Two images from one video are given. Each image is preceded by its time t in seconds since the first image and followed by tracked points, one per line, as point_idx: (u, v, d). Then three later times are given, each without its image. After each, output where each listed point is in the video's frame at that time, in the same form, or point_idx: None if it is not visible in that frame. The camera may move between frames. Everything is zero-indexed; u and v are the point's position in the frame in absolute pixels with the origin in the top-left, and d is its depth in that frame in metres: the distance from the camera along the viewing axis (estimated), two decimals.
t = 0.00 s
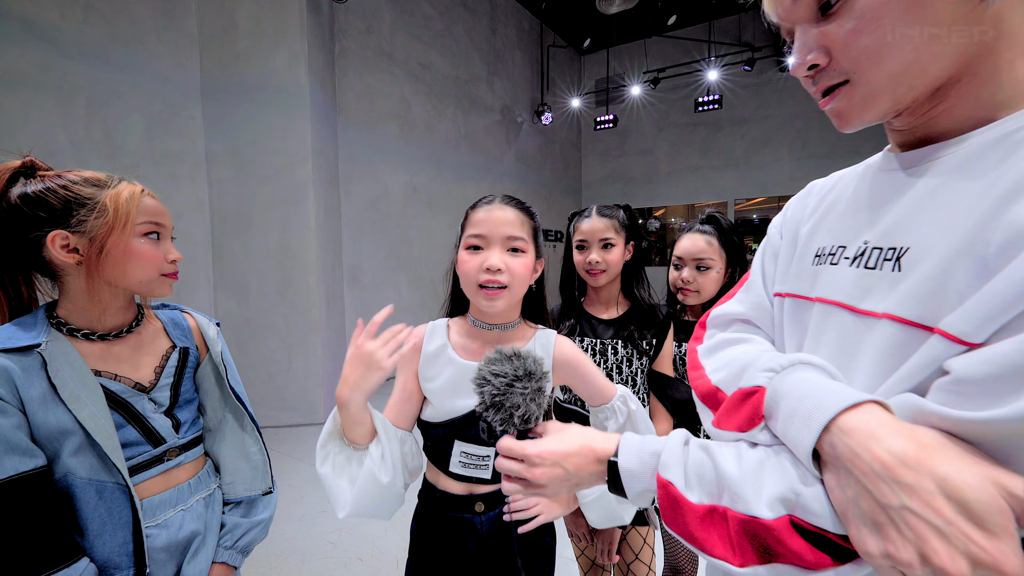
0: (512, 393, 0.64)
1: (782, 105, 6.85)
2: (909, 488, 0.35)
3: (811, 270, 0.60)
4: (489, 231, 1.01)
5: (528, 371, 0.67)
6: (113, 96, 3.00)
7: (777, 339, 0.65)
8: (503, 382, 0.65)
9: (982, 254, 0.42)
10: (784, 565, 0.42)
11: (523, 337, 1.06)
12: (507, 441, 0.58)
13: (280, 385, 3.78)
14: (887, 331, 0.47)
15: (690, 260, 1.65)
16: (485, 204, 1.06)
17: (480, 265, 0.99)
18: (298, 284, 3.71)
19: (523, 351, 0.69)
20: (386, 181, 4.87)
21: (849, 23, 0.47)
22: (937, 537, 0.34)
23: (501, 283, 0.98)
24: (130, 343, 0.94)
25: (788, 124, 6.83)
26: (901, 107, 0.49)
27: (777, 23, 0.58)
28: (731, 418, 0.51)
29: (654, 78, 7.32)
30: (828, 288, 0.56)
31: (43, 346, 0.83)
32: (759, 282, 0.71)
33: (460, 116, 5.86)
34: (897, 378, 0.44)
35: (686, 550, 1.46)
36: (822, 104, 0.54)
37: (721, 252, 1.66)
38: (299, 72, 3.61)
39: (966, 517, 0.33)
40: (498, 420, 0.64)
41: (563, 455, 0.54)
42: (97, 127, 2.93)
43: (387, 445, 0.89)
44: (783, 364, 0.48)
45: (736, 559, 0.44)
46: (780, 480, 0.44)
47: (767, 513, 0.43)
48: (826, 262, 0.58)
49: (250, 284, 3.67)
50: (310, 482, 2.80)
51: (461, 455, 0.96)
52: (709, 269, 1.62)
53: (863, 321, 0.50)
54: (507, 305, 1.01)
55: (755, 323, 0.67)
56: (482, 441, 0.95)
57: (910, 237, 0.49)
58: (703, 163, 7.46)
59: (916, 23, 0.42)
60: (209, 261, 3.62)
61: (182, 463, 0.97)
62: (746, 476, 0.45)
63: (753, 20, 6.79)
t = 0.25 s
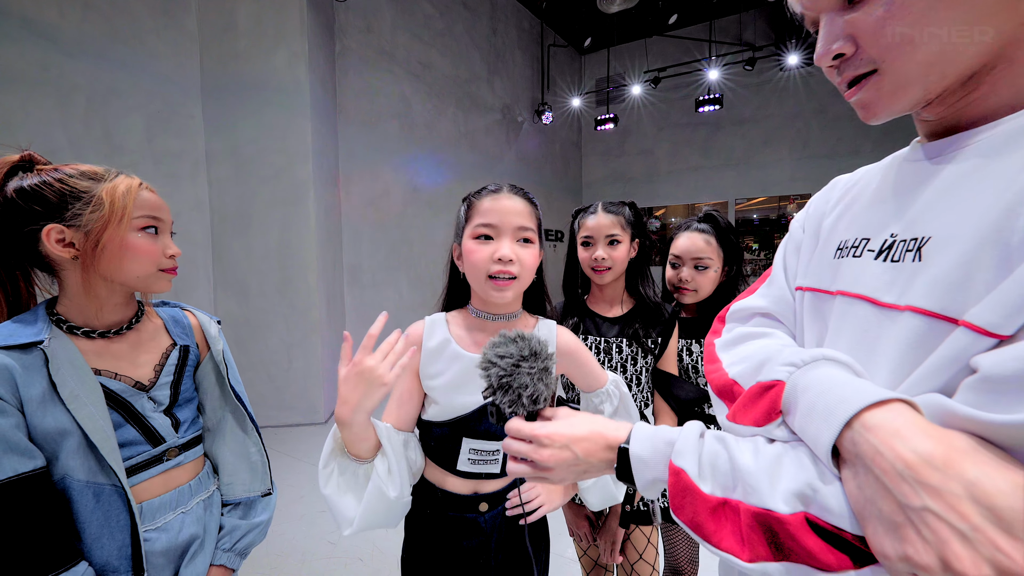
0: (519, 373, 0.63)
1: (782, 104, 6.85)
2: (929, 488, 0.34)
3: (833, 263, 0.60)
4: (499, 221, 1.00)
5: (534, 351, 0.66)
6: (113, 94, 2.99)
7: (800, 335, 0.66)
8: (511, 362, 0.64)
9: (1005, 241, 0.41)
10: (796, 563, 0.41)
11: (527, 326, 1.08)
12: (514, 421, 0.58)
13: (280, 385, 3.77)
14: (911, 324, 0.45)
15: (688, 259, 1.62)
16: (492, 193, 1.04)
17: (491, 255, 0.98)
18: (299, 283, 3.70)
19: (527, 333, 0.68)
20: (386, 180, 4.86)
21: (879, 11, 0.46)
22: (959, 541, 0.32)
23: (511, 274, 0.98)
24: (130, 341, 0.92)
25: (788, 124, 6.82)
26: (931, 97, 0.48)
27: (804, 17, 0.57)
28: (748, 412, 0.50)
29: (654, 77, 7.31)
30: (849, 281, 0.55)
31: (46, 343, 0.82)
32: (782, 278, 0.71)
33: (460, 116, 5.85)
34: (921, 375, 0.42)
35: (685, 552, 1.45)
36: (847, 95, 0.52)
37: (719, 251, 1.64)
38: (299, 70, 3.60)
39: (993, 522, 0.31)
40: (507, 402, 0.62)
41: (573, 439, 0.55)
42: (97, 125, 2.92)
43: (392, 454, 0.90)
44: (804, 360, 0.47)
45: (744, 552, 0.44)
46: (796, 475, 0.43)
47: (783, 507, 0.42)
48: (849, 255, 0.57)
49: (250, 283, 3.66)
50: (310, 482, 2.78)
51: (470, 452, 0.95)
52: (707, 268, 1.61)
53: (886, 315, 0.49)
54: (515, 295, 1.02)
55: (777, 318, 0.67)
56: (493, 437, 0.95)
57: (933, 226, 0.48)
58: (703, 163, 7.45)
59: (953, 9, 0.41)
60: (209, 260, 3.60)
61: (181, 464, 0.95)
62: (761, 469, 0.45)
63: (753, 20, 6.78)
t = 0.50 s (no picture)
0: (526, 355, 0.71)
1: (782, 105, 6.85)
2: (940, 481, 0.32)
3: (846, 259, 0.59)
4: (487, 218, 1.03)
5: (541, 335, 0.74)
6: (112, 93, 2.97)
7: (811, 331, 0.65)
8: (518, 345, 0.71)
9: None
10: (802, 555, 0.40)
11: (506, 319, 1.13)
12: (520, 404, 0.62)
13: (280, 385, 3.75)
14: (928, 319, 0.44)
15: (690, 257, 1.61)
16: (479, 189, 1.06)
17: (479, 252, 1.01)
18: (298, 283, 3.69)
19: (533, 319, 0.77)
20: (386, 180, 4.85)
21: None
22: (969, 534, 0.31)
23: (497, 271, 1.02)
24: (128, 340, 0.91)
25: (789, 124, 6.82)
26: (957, 88, 0.47)
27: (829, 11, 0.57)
28: (757, 402, 0.49)
29: (654, 78, 7.30)
30: (862, 275, 0.54)
31: (47, 341, 0.80)
32: (794, 275, 0.71)
33: (461, 116, 5.84)
34: (935, 368, 0.41)
35: (687, 553, 1.43)
36: (868, 86, 0.52)
37: (720, 249, 1.63)
38: (299, 69, 3.59)
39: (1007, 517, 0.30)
40: (514, 382, 0.69)
41: (579, 422, 0.58)
42: (96, 125, 2.90)
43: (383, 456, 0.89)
44: (815, 352, 0.45)
45: (747, 541, 0.42)
46: (805, 465, 0.41)
47: (790, 496, 0.41)
48: (863, 250, 0.56)
49: (249, 283, 3.64)
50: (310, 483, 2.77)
51: (462, 449, 0.98)
52: (710, 266, 1.60)
53: (900, 310, 0.48)
54: (499, 291, 1.06)
55: (788, 314, 0.67)
56: (480, 430, 0.99)
57: (950, 220, 0.47)
58: (703, 163, 7.45)
59: None
60: (209, 260, 3.59)
61: (179, 464, 0.94)
62: (769, 459, 0.43)
63: (753, 20, 6.78)
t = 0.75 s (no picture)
0: (529, 352, 0.70)
1: (782, 105, 6.85)
2: (952, 473, 0.32)
3: (851, 255, 0.59)
4: (479, 219, 1.03)
5: (542, 333, 0.74)
6: (113, 93, 2.97)
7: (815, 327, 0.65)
8: (520, 343, 0.71)
9: None
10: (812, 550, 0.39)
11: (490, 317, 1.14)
12: (523, 403, 0.62)
13: (280, 385, 3.74)
14: (936, 312, 0.44)
15: (696, 256, 1.61)
16: (470, 190, 1.06)
17: (470, 252, 1.01)
18: (299, 283, 3.69)
19: (536, 316, 0.77)
20: (386, 180, 4.85)
21: None
22: (983, 525, 0.31)
23: (487, 270, 1.02)
24: (131, 336, 0.91)
25: (789, 124, 6.82)
26: (971, 82, 0.47)
27: (844, 4, 0.57)
28: (765, 397, 0.48)
29: (654, 78, 7.30)
30: (868, 271, 0.54)
31: (49, 337, 0.80)
32: (798, 272, 0.71)
33: (461, 116, 5.84)
34: (943, 361, 0.40)
35: (690, 550, 1.43)
36: (881, 76, 0.51)
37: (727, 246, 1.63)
38: (300, 69, 3.59)
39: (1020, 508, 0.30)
40: (518, 381, 0.69)
41: (583, 419, 0.57)
42: (97, 124, 2.90)
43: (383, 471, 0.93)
44: (823, 347, 0.45)
45: (757, 536, 0.42)
46: (813, 460, 0.41)
47: (800, 491, 0.40)
48: (869, 246, 0.56)
49: (250, 283, 3.64)
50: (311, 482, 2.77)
51: (453, 443, 0.97)
52: (715, 265, 1.59)
53: (908, 305, 0.48)
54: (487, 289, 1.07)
55: (792, 310, 0.66)
56: (471, 424, 0.99)
57: (958, 214, 0.47)
58: (703, 163, 7.44)
59: None
60: (209, 260, 3.59)
61: (182, 460, 0.94)
62: (777, 454, 0.43)
63: (754, 20, 6.79)
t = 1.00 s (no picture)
0: (531, 343, 0.71)
1: (782, 104, 6.85)
2: (932, 457, 0.33)
3: (848, 251, 0.59)
4: (478, 230, 1.02)
5: (544, 324, 0.75)
6: (113, 92, 2.97)
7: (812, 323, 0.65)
8: (522, 334, 0.72)
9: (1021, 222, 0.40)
10: (800, 534, 0.40)
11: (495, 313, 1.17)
12: (525, 391, 0.64)
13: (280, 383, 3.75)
14: (927, 306, 0.44)
15: (706, 251, 1.61)
16: (466, 199, 1.03)
17: (470, 263, 1.01)
18: (299, 282, 3.70)
19: (537, 308, 0.78)
20: (386, 179, 4.85)
21: None
22: (961, 507, 0.31)
23: (488, 278, 1.03)
24: (136, 334, 0.91)
25: (789, 124, 6.82)
26: (965, 80, 0.47)
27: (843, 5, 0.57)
28: (757, 388, 0.50)
29: (654, 77, 7.31)
30: (865, 267, 0.54)
31: (52, 334, 0.80)
32: (796, 269, 0.71)
33: (461, 115, 5.84)
34: (930, 352, 0.41)
35: (688, 545, 1.43)
36: (876, 76, 0.52)
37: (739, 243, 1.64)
38: (300, 68, 3.59)
39: (997, 489, 0.30)
40: (520, 369, 0.70)
41: (583, 407, 0.59)
42: (96, 123, 2.90)
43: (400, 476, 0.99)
44: (815, 337, 0.46)
45: (747, 520, 0.43)
46: (803, 447, 0.42)
47: (789, 477, 0.42)
48: (865, 242, 0.56)
49: (250, 282, 3.64)
50: (311, 481, 2.78)
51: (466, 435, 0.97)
52: (727, 259, 1.60)
53: (900, 299, 0.48)
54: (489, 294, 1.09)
55: (790, 306, 0.67)
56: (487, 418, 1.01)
57: (950, 210, 0.47)
58: (703, 163, 7.45)
59: None
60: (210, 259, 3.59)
61: (183, 458, 0.94)
62: (770, 442, 0.44)
63: (754, 19, 6.79)
